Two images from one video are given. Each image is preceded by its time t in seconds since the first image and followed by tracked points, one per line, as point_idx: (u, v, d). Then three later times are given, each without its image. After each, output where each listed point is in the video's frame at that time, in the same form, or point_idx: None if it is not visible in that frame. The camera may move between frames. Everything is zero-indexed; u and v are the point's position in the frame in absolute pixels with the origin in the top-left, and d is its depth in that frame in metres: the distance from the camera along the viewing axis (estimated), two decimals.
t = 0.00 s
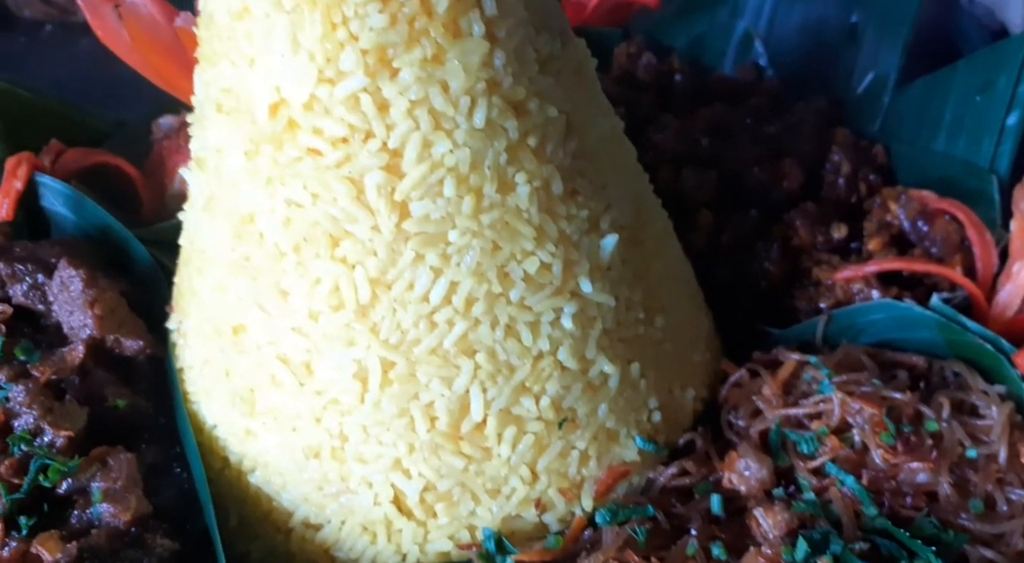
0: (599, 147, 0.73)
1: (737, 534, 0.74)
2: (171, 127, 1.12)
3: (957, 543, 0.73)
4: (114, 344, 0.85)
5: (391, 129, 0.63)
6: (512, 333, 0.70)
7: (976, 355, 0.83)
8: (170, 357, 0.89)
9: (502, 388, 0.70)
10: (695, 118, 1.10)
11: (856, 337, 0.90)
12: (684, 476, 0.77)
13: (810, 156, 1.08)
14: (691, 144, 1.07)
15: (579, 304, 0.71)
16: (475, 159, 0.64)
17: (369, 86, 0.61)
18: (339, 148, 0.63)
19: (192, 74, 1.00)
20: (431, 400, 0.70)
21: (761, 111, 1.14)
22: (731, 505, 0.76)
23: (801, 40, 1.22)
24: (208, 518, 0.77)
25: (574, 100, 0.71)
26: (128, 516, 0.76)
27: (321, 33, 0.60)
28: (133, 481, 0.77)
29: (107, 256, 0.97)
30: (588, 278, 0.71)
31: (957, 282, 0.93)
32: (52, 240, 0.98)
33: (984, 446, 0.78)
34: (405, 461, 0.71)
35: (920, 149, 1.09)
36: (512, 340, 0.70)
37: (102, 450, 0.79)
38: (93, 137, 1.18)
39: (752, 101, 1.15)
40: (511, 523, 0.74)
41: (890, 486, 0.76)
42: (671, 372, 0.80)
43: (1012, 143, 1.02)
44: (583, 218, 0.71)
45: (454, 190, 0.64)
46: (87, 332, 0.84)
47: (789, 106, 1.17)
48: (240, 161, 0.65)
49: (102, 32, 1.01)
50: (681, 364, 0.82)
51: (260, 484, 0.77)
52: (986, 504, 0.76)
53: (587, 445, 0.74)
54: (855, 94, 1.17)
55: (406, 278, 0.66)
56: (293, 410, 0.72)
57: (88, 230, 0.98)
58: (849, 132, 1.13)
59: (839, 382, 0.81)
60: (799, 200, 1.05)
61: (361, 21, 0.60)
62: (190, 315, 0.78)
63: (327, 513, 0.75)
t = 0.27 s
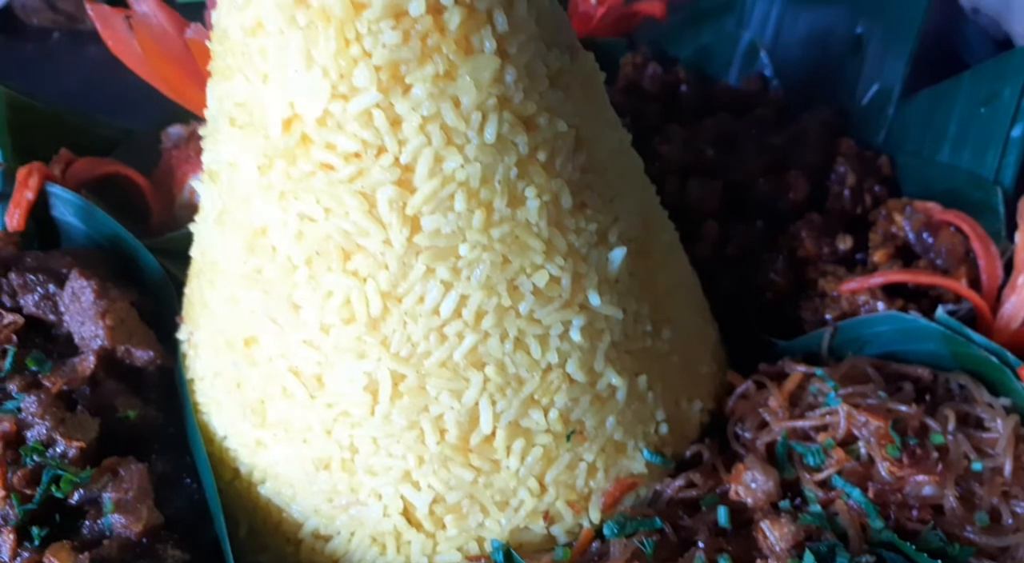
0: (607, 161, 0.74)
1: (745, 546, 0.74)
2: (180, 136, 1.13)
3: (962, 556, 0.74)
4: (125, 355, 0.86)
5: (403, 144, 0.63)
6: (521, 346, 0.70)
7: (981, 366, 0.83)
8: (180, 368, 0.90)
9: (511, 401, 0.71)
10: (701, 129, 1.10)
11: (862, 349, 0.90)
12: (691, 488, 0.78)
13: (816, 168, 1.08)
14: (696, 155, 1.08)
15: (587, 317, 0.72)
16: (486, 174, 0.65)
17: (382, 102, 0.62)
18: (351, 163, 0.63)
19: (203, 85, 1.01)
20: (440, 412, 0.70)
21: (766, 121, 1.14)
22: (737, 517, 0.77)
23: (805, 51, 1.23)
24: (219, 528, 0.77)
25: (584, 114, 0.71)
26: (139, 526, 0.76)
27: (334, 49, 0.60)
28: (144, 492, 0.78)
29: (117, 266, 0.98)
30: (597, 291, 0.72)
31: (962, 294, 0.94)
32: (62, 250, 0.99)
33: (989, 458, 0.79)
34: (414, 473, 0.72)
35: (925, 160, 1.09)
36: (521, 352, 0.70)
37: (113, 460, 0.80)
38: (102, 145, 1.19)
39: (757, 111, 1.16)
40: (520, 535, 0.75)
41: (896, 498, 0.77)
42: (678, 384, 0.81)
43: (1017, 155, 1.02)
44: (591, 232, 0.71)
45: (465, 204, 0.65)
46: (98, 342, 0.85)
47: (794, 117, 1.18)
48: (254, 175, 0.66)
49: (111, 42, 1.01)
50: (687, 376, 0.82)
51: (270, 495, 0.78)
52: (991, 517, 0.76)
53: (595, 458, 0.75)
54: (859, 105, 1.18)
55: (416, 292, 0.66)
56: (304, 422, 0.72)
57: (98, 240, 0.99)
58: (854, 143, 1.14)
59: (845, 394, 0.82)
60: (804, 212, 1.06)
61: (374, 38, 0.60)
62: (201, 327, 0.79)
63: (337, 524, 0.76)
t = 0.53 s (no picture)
0: (613, 173, 0.74)
1: (748, 554, 0.75)
2: (187, 145, 1.13)
3: None
4: (134, 364, 0.87)
5: (412, 158, 0.64)
6: (528, 356, 0.71)
7: (983, 376, 0.84)
8: (188, 377, 0.90)
9: (518, 411, 0.71)
10: (705, 138, 1.11)
11: (865, 358, 0.91)
12: (696, 497, 0.79)
13: (819, 178, 1.09)
14: (700, 164, 1.08)
15: (593, 328, 0.72)
16: (493, 187, 0.65)
17: (391, 117, 0.62)
18: (361, 176, 0.64)
19: (210, 96, 1.02)
20: (448, 422, 0.71)
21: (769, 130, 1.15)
22: (742, 526, 0.78)
23: (807, 61, 1.23)
24: (227, 537, 0.78)
25: (589, 127, 0.72)
26: (149, 535, 0.77)
27: (344, 65, 0.61)
28: (153, 501, 0.79)
29: (125, 276, 0.99)
30: (602, 302, 0.72)
31: (964, 304, 0.94)
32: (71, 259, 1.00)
33: (992, 468, 0.79)
34: (422, 483, 0.73)
35: (927, 169, 1.10)
36: (527, 363, 0.71)
37: (123, 469, 0.80)
38: (109, 154, 1.20)
39: (760, 120, 1.17)
40: (526, 544, 0.75)
41: (900, 507, 0.77)
42: (682, 394, 0.82)
43: (1019, 164, 1.03)
44: (597, 244, 0.72)
45: (472, 217, 0.65)
46: (107, 351, 0.86)
47: (797, 127, 1.19)
48: (264, 188, 0.66)
49: (120, 53, 1.03)
50: (692, 386, 0.83)
51: (278, 504, 0.78)
52: (994, 527, 0.77)
53: (600, 467, 0.76)
54: (861, 113, 1.18)
55: (424, 303, 0.67)
56: (313, 432, 0.73)
57: (107, 250, 0.99)
58: (857, 152, 1.14)
59: (848, 403, 0.82)
60: (807, 221, 1.06)
61: (384, 54, 0.61)
62: (210, 337, 0.80)
63: (344, 533, 0.76)
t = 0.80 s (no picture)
0: (617, 184, 0.75)
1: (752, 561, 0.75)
2: (192, 154, 1.14)
3: None
4: (141, 371, 0.87)
5: (421, 170, 0.64)
6: (534, 365, 0.71)
7: (984, 385, 0.85)
8: (194, 384, 0.91)
9: (523, 419, 0.72)
10: (708, 147, 1.12)
11: (867, 366, 0.91)
12: (700, 505, 0.79)
13: (821, 186, 1.10)
14: (703, 173, 1.09)
15: (598, 337, 0.73)
16: (501, 199, 0.66)
17: (400, 130, 0.63)
18: (370, 188, 0.65)
19: (218, 106, 1.03)
20: (454, 430, 0.71)
21: (770, 138, 1.16)
22: (746, 533, 0.78)
23: (809, 70, 1.25)
24: (234, 543, 0.79)
25: (594, 138, 0.72)
26: (157, 541, 0.77)
27: (354, 79, 0.61)
28: (161, 508, 0.79)
29: (131, 283, 0.99)
30: (608, 311, 0.73)
31: (966, 312, 0.94)
32: (78, 267, 1.00)
33: (995, 476, 0.80)
34: (428, 490, 0.73)
35: (928, 177, 1.10)
36: (533, 372, 0.71)
37: (130, 476, 0.81)
38: (113, 162, 1.21)
39: (761, 129, 1.18)
40: (531, 551, 0.76)
41: (903, 515, 0.78)
42: (687, 402, 0.82)
43: (1019, 174, 1.04)
44: (603, 254, 0.72)
45: (479, 228, 0.66)
46: (115, 358, 0.86)
47: (799, 135, 1.19)
48: (273, 199, 0.67)
49: (128, 63, 1.04)
50: (696, 394, 0.84)
51: (285, 511, 0.79)
52: (997, 534, 0.77)
53: (605, 475, 0.76)
54: (864, 122, 1.19)
55: (432, 313, 0.68)
56: (319, 439, 0.73)
57: (114, 257, 1.00)
58: (859, 161, 1.15)
59: (851, 411, 0.83)
60: (810, 229, 1.07)
61: (394, 68, 0.61)
62: (217, 345, 0.80)
63: (351, 540, 0.77)
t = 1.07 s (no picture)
0: (625, 196, 0.75)
1: None
2: (198, 162, 1.14)
3: None
4: (150, 381, 0.88)
5: (433, 183, 0.65)
6: (543, 375, 0.72)
7: (988, 394, 0.85)
8: (203, 392, 0.91)
9: (532, 429, 0.72)
10: (712, 157, 1.13)
11: (871, 375, 0.92)
12: (706, 513, 0.81)
13: (823, 196, 1.10)
14: (707, 184, 1.10)
15: (606, 347, 0.73)
16: (511, 211, 0.67)
17: (412, 144, 0.64)
18: (382, 201, 0.65)
19: (226, 115, 1.04)
20: (464, 439, 0.72)
21: (773, 149, 1.17)
22: (751, 541, 0.79)
23: (811, 81, 1.26)
24: (244, 551, 0.79)
25: (602, 150, 0.73)
26: (167, 549, 0.78)
27: (368, 94, 0.62)
28: (171, 515, 0.80)
29: (139, 291, 1.00)
30: (615, 321, 0.73)
31: (969, 322, 0.95)
32: (87, 275, 1.01)
33: (998, 485, 0.80)
34: (437, 499, 0.74)
35: (930, 187, 1.11)
36: (542, 382, 0.72)
37: (140, 484, 0.81)
38: (118, 170, 1.21)
39: (764, 138, 1.19)
40: (539, 559, 0.76)
41: (908, 524, 0.79)
42: (693, 412, 0.83)
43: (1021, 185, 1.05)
44: (611, 264, 0.73)
45: (490, 240, 0.67)
46: (125, 367, 0.87)
47: (801, 145, 1.20)
48: (286, 210, 0.68)
49: (137, 72, 1.05)
50: (702, 403, 0.84)
51: (294, 520, 0.79)
52: (1000, 543, 0.78)
53: (612, 484, 0.77)
54: (866, 132, 1.20)
55: (442, 323, 0.68)
56: (330, 448, 0.74)
57: (122, 266, 1.01)
58: (861, 171, 1.16)
59: (856, 420, 0.83)
60: (814, 239, 1.08)
61: (407, 83, 0.62)
62: (227, 354, 0.81)
63: (360, 548, 0.77)
